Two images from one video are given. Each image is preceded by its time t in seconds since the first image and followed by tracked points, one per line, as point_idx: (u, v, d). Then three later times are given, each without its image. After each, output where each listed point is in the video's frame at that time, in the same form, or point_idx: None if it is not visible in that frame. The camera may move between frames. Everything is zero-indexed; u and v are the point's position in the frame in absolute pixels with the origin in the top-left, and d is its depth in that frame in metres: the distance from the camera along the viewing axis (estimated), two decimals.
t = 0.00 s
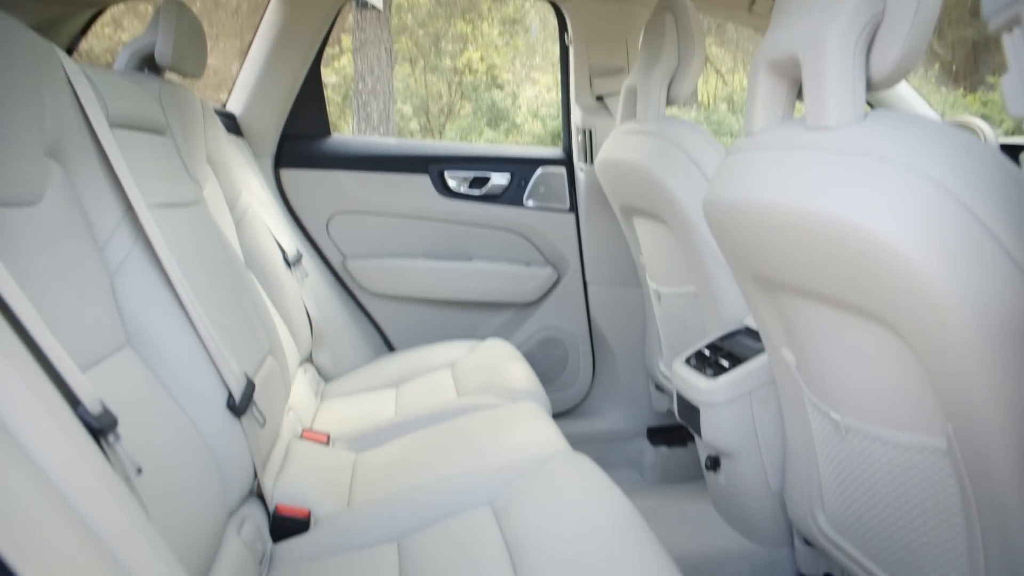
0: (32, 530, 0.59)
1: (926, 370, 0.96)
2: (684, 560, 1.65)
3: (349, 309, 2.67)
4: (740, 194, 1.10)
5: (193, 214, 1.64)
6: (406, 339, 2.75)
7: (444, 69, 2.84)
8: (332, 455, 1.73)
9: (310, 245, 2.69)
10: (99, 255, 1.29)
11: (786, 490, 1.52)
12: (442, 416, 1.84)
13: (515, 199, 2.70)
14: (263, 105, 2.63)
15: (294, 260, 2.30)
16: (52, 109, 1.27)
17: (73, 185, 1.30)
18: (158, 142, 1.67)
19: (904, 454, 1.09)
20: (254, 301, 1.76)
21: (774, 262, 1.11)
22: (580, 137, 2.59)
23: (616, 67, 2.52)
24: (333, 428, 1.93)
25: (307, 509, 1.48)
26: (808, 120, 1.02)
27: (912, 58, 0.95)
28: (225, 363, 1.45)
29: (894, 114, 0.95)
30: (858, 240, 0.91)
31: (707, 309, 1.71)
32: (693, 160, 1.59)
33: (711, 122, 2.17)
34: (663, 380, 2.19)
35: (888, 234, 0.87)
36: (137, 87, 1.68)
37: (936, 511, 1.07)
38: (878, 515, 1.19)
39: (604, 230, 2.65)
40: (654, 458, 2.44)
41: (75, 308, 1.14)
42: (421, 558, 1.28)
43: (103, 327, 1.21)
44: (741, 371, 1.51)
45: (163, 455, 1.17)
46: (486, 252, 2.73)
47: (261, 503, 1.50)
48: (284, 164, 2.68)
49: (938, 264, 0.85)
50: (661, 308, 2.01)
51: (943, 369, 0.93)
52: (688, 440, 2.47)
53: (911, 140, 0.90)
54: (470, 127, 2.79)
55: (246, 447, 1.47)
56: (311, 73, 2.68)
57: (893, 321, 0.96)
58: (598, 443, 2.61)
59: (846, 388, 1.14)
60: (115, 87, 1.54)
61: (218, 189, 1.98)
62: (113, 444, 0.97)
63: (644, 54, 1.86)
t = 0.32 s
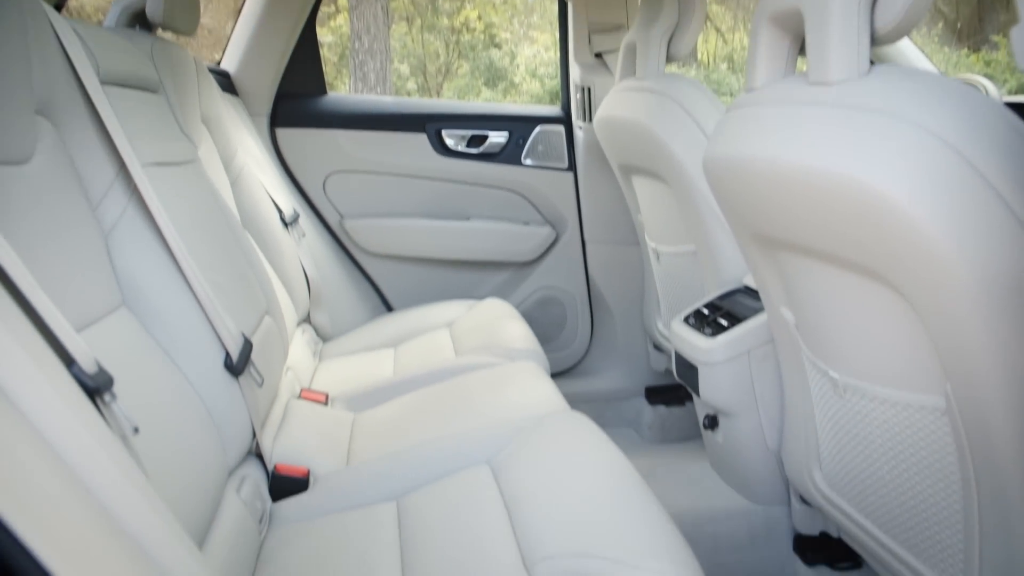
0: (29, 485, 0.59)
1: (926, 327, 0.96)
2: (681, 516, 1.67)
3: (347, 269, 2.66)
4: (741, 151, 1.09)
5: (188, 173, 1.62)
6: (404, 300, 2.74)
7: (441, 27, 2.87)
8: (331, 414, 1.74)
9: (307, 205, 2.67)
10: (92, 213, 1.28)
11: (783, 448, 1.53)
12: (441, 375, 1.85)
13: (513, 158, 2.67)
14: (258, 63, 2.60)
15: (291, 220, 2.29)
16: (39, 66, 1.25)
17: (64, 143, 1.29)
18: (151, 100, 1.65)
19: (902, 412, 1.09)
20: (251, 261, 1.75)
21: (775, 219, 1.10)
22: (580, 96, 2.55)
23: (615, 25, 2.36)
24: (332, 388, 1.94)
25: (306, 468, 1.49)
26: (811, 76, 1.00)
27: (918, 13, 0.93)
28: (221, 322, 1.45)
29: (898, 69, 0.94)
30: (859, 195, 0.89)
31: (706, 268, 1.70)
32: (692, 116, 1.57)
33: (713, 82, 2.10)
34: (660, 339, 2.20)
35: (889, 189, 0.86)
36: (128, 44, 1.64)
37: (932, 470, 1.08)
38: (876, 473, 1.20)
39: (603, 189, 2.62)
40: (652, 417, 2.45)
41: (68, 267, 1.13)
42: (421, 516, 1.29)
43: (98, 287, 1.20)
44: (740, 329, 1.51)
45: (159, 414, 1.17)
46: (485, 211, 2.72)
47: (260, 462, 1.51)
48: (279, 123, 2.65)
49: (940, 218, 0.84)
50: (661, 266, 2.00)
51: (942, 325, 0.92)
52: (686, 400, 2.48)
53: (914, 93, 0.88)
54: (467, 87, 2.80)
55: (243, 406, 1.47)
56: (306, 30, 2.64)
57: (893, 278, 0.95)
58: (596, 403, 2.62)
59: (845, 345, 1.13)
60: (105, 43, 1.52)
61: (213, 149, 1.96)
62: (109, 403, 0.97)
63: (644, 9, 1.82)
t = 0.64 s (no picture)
0: (28, 450, 0.58)
1: (927, 291, 0.95)
2: (680, 480, 1.68)
3: (345, 235, 2.65)
4: (743, 113, 1.07)
5: (184, 139, 1.60)
6: (404, 265, 2.74)
7: None
8: (331, 380, 1.75)
9: (305, 170, 2.65)
10: (87, 179, 1.27)
11: (782, 413, 1.54)
12: (441, 340, 1.85)
13: (511, 122, 2.64)
14: (254, 27, 2.56)
15: (289, 185, 2.27)
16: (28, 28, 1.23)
17: (56, 107, 1.28)
18: (145, 64, 1.62)
19: (902, 377, 1.09)
20: (249, 227, 1.74)
21: (776, 183, 1.09)
22: (580, 59, 2.49)
23: None
24: (331, 354, 1.94)
25: (306, 433, 1.50)
26: (815, 37, 0.98)
27: None
28: (219, 288, 1.44)
29: (905, 28, 0.92)
30: (864, 158, 0.88)
31: (706, 232, 1.69)
32: (693, 79, 1.55)
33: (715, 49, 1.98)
34: (660, 303, 2.20)
35: (892, 152, 0.85)
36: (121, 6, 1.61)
37: (931, 435, 1.08)
38: (875, 437, 1.20)
39: (604, 155, 2.60)
40: (652, 383, 2.46)
41: (65, 232, 1.13)
42: (420, 481, 1.30)
43: (95, 253, 1.20)
44: (740, 296, 1.51)
45: (158, 380, 1.17)
46: (484, 177, 2.70)
47: (261, 427, 1.51)
48: (276, 88, 2.62)
49: (944, 180, 0.83)
50: (661, 231, 1.99)
51: (944, 289, 0.91)
52: (686, 365, 2.49)
53: (919, 54, 0.87)
54: (466, 52, 2.77)
55: (241, 372, 1.47)
56: None
57: (896, 242, 0.94)
58: (596, 368, 2.63)
59: (846, 310, 1.13)
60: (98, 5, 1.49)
61: (209, 114, 1.93)
62: (106, 367, 0.97)
63: None
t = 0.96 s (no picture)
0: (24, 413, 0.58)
1: (931, 254, 0.94)
2: (679, 442, 1.69)
3: (344, 200, 2.64)
4: (745, 73, 1.05)
5: (180, 101, 1.58)
6: (404, 230, 2.73)
7: None
8: (331, 345, 1.75)
9: (304, 134, 2.63)
10: (82, 142, 1.25)
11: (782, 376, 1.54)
12: (441, 304, 1.85)
13: (511, 84, 2.61)
14: None
15: (287, 149, 2.25)
16: None
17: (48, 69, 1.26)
18: (138, 24, 1.59)
19: (903, 341, 1.09)
20: (247, 191, 1.73)
21: (778, 144, 1.08)
22: (580, 21, 2.41)
23: None
24: (331, 318, 1.94)
25: (306, 398, 1.51)
26: None
27: None
28: (217, 252, 1.44)
29: None
30: (867, 118, 0.87)
31: (707, 196, 1.68)
32: (695, 40, 1.52)
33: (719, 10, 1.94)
34: (660, 267, 2.20)
35: (895, 111, 0.83)
36: None
37: (931, 399, 1.08)
38: (875, 402, 1.21)
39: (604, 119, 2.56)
40: (652, 347, 2.46)
41: (60, 194, 1.12)
42: (420, 444, 1.30)
43: (90, 216, 1.19)
44: (740, 260, 1.50)
45: (156, 344, 1.17)
46: (484, 141, 2.67)
47: (261, 392, 1.52)
48: (273, 51, 2.59)
49: (951, 141, 0.81)
50: (661, 195, 1.98)
51: (948, 251, 0.90)
52: (686, 330, 2.49)
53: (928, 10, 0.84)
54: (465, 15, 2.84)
55: (241, 337, 1.47)
56: None
57: (900, 204, 0.93)
58: (596, 332, 2.63)
59: (848, 273, 1.12)
60: None
61: (205, 77, 1.91)
62: (103, 330, 0.97)
63: None
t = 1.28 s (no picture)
0: (16, 386, 0.57)
1: (935, 222, 0.93)
2: (678, 408, 1.70)
3: (342, 168, 2.62)
4: (747, 38, 1.04)
5: (174, 68, 1.56)
6: (403, 197, 2.72)
7: None
8: (331, 313, 1.75)
9: (302, 102, 2.61)
10: (76, 110, 1.24)
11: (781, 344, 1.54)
12: (440, 273, 1.84)
13: (511, 51, 2.55)
14: None
15: (285, 117, 2.23)
16: None
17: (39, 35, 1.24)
18: None
19: (904, 310, 1.09)
20: (244, 159, 1.72)
21: (782, 111, 1.06)
22: None
23: None
24: (330, 286, 1.94)
25: (306, 366, 1.51)
26: None
27: None
28: (215, 222, 1.43)
29: None
30: (873, 84, 0.85)
31: (708, 163, 1.66)
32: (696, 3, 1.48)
33: None
34: (660, 237, 2.19)
35: (901, 78, 0.82)
36: None
37: (931, 368, 1.08)
38: (875, 370, 1.21)
39: (605, 87, 2.53)
40: (652, 315, 2.46)
41: (53, 162, 1.10)
42: (419, 412, 1.31)
43: (83, 186, 1.17)
44: (739, 227, 1.49)
45: (153, 314, 1.16)
46: (483, 108, 2.64)
47: (260, 360, 1.53)
48: (270, 17, 2.55)
49: (957, 107, 0.79)
50: (662, 162, 1.96)
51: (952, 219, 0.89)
52: (686, 299, 2.49)
53: None
54: None
55: (240, 306, 1.47)
56: None
57: (904, 171, 0.92)
58: (595, 300, 2.63)
59: (851, 242, 1.12)
60: None
61: (200, 43, 1.88)
62: (98, 298, 0.97)
63: None
